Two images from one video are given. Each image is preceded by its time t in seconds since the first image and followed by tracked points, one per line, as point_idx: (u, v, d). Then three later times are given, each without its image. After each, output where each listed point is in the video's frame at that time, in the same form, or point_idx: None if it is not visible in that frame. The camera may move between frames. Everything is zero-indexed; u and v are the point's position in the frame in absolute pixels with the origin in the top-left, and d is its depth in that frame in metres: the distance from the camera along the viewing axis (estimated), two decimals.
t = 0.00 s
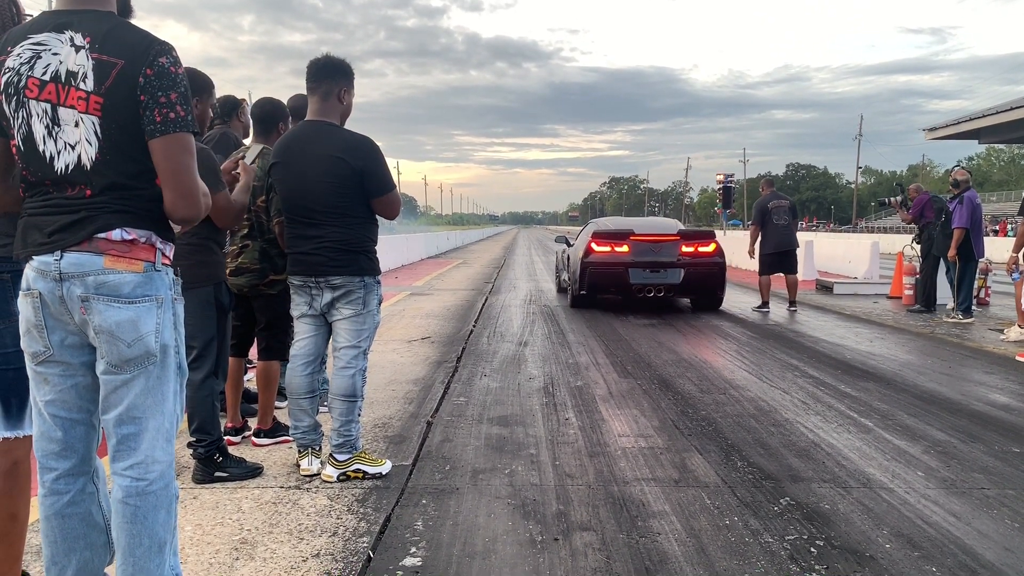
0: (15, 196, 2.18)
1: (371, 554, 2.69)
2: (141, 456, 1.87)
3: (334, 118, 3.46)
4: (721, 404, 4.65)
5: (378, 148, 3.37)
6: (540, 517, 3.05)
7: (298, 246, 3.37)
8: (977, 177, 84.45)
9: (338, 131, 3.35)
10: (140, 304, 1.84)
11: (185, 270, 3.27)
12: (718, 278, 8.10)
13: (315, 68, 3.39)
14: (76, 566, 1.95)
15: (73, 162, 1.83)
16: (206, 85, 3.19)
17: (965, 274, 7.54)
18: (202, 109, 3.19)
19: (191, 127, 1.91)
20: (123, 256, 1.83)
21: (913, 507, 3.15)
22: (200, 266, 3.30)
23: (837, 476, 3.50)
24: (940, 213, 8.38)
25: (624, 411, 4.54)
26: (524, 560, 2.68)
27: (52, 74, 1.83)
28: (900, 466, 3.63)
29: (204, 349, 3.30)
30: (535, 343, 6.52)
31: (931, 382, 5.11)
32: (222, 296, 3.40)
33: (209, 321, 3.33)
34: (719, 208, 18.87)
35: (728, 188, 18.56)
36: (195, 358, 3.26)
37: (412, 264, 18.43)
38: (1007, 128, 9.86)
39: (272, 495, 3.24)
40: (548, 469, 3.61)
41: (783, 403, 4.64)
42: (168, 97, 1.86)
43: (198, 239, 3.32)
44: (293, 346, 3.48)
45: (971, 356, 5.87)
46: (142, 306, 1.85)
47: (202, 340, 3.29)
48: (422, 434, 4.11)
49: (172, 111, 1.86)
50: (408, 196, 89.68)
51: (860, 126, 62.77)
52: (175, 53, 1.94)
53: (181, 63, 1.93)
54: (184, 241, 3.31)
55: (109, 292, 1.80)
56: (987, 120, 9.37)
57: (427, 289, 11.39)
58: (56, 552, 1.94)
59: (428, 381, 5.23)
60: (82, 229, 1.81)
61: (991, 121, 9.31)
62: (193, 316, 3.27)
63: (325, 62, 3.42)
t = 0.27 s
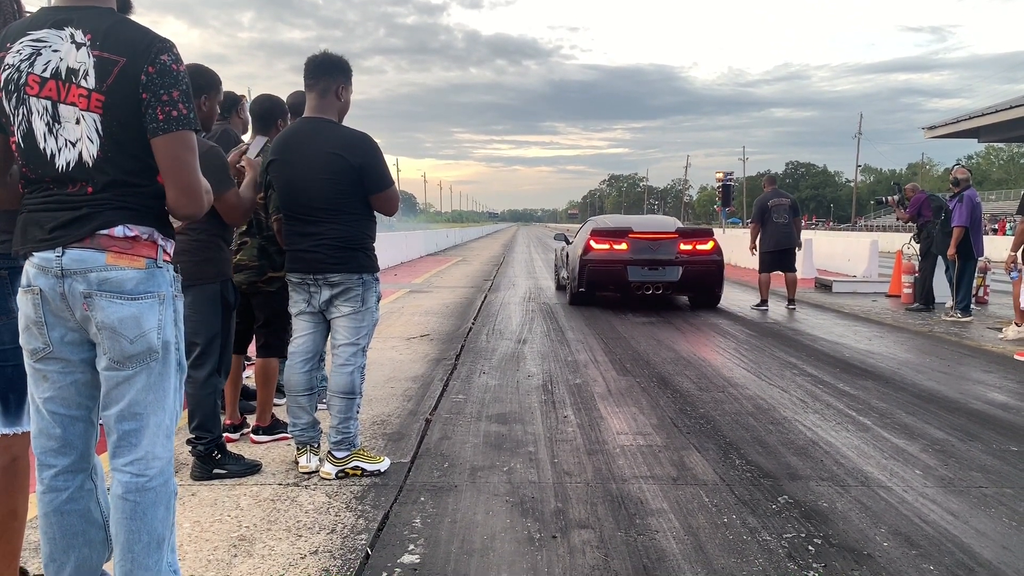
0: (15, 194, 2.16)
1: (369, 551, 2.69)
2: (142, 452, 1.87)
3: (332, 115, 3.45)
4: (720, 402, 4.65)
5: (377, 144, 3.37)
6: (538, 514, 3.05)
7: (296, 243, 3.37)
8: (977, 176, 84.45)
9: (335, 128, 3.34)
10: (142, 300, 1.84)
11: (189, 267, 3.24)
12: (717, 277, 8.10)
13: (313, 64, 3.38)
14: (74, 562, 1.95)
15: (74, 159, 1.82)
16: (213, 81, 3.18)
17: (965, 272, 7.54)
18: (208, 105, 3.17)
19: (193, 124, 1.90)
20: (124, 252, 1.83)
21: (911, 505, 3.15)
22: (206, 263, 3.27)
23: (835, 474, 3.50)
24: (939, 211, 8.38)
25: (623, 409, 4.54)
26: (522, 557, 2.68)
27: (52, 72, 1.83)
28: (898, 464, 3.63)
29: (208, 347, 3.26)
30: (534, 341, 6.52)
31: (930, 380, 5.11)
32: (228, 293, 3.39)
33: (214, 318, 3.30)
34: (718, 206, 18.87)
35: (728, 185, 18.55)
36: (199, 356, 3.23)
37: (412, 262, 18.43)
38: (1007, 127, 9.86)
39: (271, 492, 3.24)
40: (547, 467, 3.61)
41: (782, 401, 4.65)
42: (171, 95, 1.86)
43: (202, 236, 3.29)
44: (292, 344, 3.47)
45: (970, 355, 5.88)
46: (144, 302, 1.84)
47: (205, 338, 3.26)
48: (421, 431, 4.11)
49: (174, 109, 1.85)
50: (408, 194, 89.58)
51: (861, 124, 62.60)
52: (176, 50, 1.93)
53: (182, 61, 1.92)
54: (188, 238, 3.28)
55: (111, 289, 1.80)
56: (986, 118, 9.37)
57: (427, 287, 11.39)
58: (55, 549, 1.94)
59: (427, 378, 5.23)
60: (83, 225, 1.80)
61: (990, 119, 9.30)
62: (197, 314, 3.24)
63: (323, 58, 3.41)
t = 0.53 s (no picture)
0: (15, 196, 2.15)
1: (367, 550, 2.69)
2: (140, 452, 1.87)
3: (331, 114, 3.44)
4: (718, 402, 4.66)
5: (376, 144, 3.37)
6: (536, 514, 3.06)
7: (295, 242, 3.36)
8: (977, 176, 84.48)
9: (333, 127, 3.34)
10: (142, 299, 1.84)
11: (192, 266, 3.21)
12: (716, 276, 8.10)
13: (311, 64, 3.38)
14: (72, 562, 1.95)
15: (76, 158, 1.82)
16: (218, 80, 3.18)
17: (964, 272, 7.54)
18: (212, 104, 3.16)
19: (202, 118, 1.92)
20: (124, 252, 1.83)
21: (909, 506, 3.15)
22: (210, 263, 3.25)
23: (833, 475, 3.51)
24: (938, 212, 8.39)
25: (621, 409, 4.54)
26: (519, 557, 2.68)
27: (53, 71, 1.82)
28: (896, 465, 3.63)
29: (210, 346, 3.25)
30: (533, 340, 6.52)
31: (929, 381, 5.11)
32: (231, 292, 3.38)
33: (217, 317, 3.28)
34: (718, 206, 18.87)
35: (727, 185, 18.55)
36: (201, 355, 3.21)
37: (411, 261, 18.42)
38: (1006, 127, 9.85)
39: (269, 491, 3.24)
40: (545, 466, 3.62)
41: (780, 401, 4.65)
42: (176, 94, 1.86)
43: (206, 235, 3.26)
44: (290, 343, 3.47)
45: (968, 355, 5.88)
46: (144, 301, 1.84)
47: (208, 337, 3.24)
48: (419, 430, 4.11)
49: (183, 108, 1.87)
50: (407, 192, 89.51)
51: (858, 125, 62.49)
52: (177, 46, 1.92)
53: (182, 57, 1.92)
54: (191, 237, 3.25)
55: (111, 288, 1.80)
56: (985, 118, 9.37)
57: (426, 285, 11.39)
58: (53, 548, 1.93)
59: (425, 378, 5.23)
60: (84, 224, 1.80)
61: (990, 119, 9.30)
62: (199, 312, 3.22)
63: (321, 57, 3.41)
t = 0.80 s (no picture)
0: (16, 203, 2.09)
1: (368, 551, 2.68)
2: (139, 453, 1.86)
3: (332, 115, 3.43)
4: (719, 403, 4.65)
5: (378, 145, 3.36)
6: (537, 515, 3.05)
7: (296, 243, 3.35)
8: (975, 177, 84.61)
9: (335, 128, 3.33)
10: (144, 299, 1.83)
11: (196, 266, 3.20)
12: (715, 277, 8.10)
13: (313, 64, 3.37)
14: (71, 563, 1.94)
15: (82, 160, 1.81)
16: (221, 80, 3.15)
17: (965, 274, 7.54)
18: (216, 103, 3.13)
19: (218, 105, 1.92)
20: (127, 252, 1.81)
21: (910, 508, 3.15)
22: (214, 263, 3.23)
23: (834, 476, 3.50)
24: (939, 214, 8.39)
25: (622, 410, 4.54)
26: (521, 558, 2.68)
27: (59, 73, 1.81)
28: (897, 467, 3.63)
29: (213, 346, 3.24)
30: (533, 341, 6.52)
31: (929, 382, 5.11)
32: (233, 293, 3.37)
33: (220, 318, 3.26)
34: (717, 206, 18.87)
35: (727, 186, 18.54)
36: (204, 354, 3.20)
37: (410, 260, 18.40)
38: (1007, 129, 9.86)
39: (269, 491, 3.23)
40: (546, 467, 3.61)
41: (781, 403, 4.65)
42: (188, 89, 1.85)
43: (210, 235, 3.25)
44: (291, 343, 3.47)
45: (968, 357, 5.89)
46: (146, 302, 1.83)
47: (211, 337, 3.23)
48: (419, 431, 4.10)
49: (199, 100, 1.87)
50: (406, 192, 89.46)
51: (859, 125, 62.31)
52: (181, 41, 1.91)
53: (188, 51, 1.90)
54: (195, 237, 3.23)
55: (113, 288, 1.79)
56: (986, 120, 9.38)
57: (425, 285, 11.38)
58: (52, 549, 1.92)
59: (426, 378, 5.22)
60: (87, 225, 1.79)
61: (990, 121, 9.31)
62: (202, 312, 3.21)
63: (322, 58, 3.40)
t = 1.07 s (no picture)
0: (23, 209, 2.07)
1: (370, 551, 2.68)
2: (144, 451, 1.85)
3: (335, 114, 3.43)
4: (722, 404, 4.65)
5: (381, 145, 3.37)
6: (539, 516, 3.05)
7: (300, 242, 3.35)
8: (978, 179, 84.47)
9: (338, 128, 3.33)
10: (152, 299, 1.83)
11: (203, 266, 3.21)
12: (718, 278, 8.09)
13: (316, 64, 3.37)
14: (75, 561, 1.94)
15: (93, 161, 1.81)
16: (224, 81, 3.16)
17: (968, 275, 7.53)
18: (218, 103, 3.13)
19: (234, 91, 1.94)
20: (136, 251, 1.82)
21: (913, 509, 3.15)
22: (219, 263, 3.24)
23: (836, 477, 3.50)
24: (942, 215, 8.38)
25: (624, 410, 4.53)
26: (523, 559, 2.67)
27: (69, 75, 1.81)
28: (900, 468, 3.62)
29: (217, 346, 3.23)
30: (535, 341, 6.51)
31: (932, 384, 5.10)
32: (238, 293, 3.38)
33: (224, 317, 3.26)
34: (720, 207, 18.85)
35: (730, 187, 18.52)
36: (208, 354, 3.20)
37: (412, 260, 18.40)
38: (1010, 130, 9.84)
39: (272, 490, 3.23)
40: (548, 468, 3.61)
41: (784, 404, 4.64)
42: (203, 82, 1.88)
43: (217, 234, 3.26)
44: (294, 342, 3.47)
45: (971, 358, 5.87)
46: (154, 301, 1.84)
47: (215, 337, 3.22)
48: (422, 431, 4.10)
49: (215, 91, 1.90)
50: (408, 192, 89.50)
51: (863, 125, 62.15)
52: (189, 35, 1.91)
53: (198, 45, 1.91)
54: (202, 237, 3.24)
55: (122, 287, 1.80)
56: (989, 121, 9.35)
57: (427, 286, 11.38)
58: (57, 546, 1.92)
59: (428, 378, 5.22)
60: (97, 224, 1.79)
61: (994, 122, 9.29)
62: (207, 312, 3.21)
63: (325, 57, 3.40)
